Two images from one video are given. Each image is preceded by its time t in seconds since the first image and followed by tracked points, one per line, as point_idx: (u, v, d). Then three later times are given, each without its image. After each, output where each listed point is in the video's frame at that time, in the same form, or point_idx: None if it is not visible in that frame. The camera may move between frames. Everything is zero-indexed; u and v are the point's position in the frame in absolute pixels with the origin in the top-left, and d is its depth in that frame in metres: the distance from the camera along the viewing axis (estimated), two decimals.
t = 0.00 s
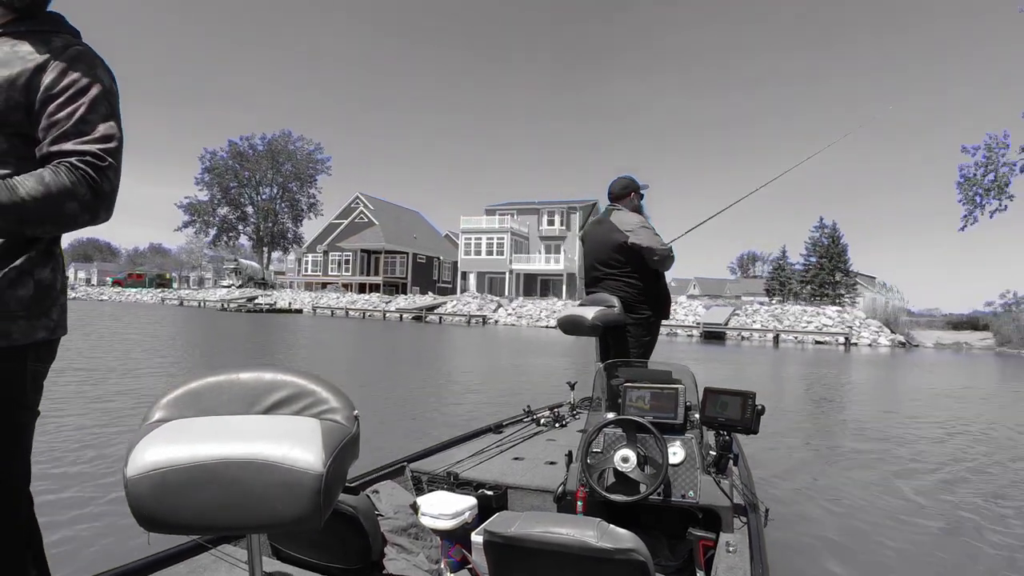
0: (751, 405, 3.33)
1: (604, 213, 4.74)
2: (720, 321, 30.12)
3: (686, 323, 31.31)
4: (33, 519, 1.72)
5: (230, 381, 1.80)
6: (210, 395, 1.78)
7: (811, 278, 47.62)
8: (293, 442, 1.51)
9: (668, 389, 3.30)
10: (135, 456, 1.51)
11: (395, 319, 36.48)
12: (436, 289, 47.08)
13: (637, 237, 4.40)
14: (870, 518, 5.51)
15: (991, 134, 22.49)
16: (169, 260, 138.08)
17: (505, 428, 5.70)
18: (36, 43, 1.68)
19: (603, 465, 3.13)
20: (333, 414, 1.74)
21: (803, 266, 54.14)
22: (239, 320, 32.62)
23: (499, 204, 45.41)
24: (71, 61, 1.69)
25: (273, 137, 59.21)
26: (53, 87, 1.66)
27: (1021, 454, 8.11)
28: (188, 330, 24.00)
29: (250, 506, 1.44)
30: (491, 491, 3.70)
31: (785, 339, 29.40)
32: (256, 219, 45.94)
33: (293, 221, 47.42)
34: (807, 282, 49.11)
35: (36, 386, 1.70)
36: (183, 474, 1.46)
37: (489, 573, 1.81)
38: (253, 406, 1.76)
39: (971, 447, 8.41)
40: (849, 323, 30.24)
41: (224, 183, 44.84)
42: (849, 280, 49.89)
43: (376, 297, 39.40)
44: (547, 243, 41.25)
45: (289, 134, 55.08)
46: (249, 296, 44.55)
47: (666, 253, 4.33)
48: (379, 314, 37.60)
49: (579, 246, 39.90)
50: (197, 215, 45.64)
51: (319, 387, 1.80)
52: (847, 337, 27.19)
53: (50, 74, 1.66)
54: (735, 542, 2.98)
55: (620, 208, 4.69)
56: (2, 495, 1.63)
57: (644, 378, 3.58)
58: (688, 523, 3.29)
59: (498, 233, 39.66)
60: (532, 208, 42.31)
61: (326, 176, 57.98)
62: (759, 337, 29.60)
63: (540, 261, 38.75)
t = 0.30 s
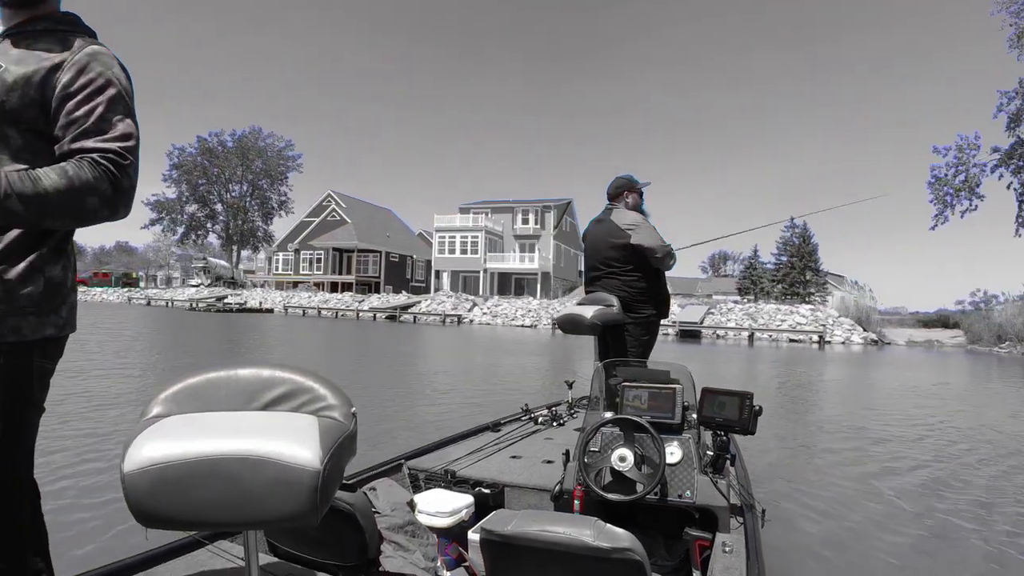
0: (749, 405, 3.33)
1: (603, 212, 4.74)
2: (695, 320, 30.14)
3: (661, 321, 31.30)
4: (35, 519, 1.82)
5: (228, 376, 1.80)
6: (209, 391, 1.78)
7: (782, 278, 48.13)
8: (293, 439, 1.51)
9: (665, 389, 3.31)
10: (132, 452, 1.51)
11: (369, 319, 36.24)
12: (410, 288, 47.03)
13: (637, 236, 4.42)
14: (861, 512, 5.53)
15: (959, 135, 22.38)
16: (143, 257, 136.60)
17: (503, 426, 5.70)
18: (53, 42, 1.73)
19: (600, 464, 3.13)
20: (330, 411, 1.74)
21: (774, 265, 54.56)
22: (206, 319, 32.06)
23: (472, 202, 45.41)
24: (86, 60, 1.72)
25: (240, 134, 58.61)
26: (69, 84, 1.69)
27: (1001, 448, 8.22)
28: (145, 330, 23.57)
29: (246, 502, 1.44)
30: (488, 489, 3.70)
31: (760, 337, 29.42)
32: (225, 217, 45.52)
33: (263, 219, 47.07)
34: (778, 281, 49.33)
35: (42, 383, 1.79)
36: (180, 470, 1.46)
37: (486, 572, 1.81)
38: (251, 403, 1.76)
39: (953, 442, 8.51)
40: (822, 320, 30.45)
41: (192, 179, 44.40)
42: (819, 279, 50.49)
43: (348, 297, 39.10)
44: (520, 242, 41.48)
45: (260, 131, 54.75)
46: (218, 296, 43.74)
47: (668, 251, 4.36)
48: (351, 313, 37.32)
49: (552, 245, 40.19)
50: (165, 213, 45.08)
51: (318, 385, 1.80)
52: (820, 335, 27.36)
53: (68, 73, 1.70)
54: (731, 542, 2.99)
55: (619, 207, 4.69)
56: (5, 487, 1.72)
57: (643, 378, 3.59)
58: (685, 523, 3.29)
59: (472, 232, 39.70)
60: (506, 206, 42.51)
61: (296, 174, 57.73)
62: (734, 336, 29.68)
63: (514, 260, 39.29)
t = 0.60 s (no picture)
0: (748, 405, 3.34)
1: (602, 213, 4.74)
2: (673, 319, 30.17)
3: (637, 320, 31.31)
4: (37, 521, 1.81)
5: (227, 380, 1.80)
6: (210, 394, 1.77)
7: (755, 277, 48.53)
8: (293, 441, 1.51)
9: (666, 390, 3.31)
10: (132, 456, 1.51)
11: (343, 319, 35.92)
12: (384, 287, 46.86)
13: (636, 237, 4.43)
14: (855, 507, 5.54)
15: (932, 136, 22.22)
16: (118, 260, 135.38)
17: (503, 428, 5.70)
18: (70, 48, 1.74)
19: (600, 465, 3.13)
20: (330, 414, 1.73)
21: (746, 263, 54.69)
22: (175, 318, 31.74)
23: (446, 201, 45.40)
24: (101, 68, 1.73)
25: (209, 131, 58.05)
26: (83, 91, 1.70)
27: (983, 442, 8.32)
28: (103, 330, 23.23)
29: (245, 504, 1.44)
30: (488, 490, 3.69)
31: (736, 336, 29.45)
32: (195, 215, 45.07)
33: (234, 217, 46.70)
34: (750, 280, 49.45)
35: (49, 389, 1.78)
36: (182, 473, 1.45)
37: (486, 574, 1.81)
38: (250, 405, 1.76)
39: (937, 437, 8.59)
40: (797, 318, 30.61)
41: (161, 177, 43.95)
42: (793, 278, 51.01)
43: (321, 297, 38.86)
44: (496, 240, 41.65)
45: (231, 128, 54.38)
46: (187, 296, 43.09)
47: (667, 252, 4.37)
48: (325, 313, 36.94)
49: (528, 243, 40.44)
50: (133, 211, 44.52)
51: (318, 387, 1.80)
52: (796, 332, 27.54)
53: (83, 79, 1.71)
54: (732, 542, 2.99)
55: (617, 208, 4.69)
56: (9, 493, 1.72)
57: (643, 379, 3.59)
58: (685, 524, 3.30)
59: (447, 230, 39.78)
60: (480, 205, 42.62)
61: (268, 172, 57.41)
62: (711, 334, 29.75)
63: (489, 259, 39.50)
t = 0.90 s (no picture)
0: (747, 403, 3.34)
1: (599, 212, 4.74)
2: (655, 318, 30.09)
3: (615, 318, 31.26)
4: (32, 521, 1.80)
5: (226, 379, 1.79)
6: (208, 393, 1.77)
7: (733, 277, 48.82)
8: (292, 440, 1.51)
9: (664, 388, 3.31)
10: (130, 457, 1.50)
11: (321, 318, 35.62)
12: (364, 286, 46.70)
13: (633, 235, 4.44)
14: (848, 503, 5.57)
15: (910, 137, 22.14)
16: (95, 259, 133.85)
17: (501, 426, 5.70)
18: (61, 48, 1.74)
19: (598, 463, 3.13)
20: (329, 413, 1.73)
21: (724, 262, 54.96)
22: (149, 318, 31.36)
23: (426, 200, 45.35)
24: (93, 67, 1.73)
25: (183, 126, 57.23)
26: (78, 90, 1.70)
27: (969, 439, 8.41)
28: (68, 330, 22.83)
29: (244, 504, 1.44)
30: (487, 489, 3.70)
31: (717, 335, 29.42)
32: (170, 212, 44.53)
33: (209, 214, 46.29)
34: (729, 279, 49.47)
35: (47, 389, 1.78)
36: (182, 473, 1.45)
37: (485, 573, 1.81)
38: (249, 405, 1.75)
39: (924, 434, 8.67)
40: (778, 317, 30.73)
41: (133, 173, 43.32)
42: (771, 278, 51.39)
43: (300, 296, 38.61)
44: (476, 239, 41.77)
45: (207, 123, 53.88)
46: (162, 294, 42.50)
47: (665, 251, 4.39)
48: (304, 313, 36.58)
49: (507, 242, 40.64)
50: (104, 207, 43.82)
51: (316, 386, 1.80)
52: (777, 331, 27.63)
53: (76, 78, 1.70)
54: (731, 540, 2.99)
55: (614, 207, 4.70)
56: (8, 494, 1.71)
57: (641, 377, 3.59)
58: (684, 521, 3.31)
59: (427, 229, 39.78)
60: (461, 203, 42.68)
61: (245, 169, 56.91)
62: (692, 333, 29.72)
63: (470, 258, 39.68)
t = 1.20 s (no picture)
0: (743, 403, 3.36)
1: (597, 210, 4.73)
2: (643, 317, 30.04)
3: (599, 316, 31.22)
4: (25, 518, 1.79)
5: (223, 376, 1.79)
6: (204, 390, 1.77)
7: (716, 277, 48.99)
8: (288, 437, 1.51)
9: (661, 387, 3.31)
10: (126, 453, 1.50)
11: (305, 318, 35.43)
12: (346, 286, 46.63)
13: (631, 235, 4.44)
14: (841, 503, 5.58)
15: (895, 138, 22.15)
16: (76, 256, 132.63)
17: (498, 424, 5.70)
18: (47, 43, 1.72)
19: (595, 462, 3.13)
20: (326, 410, 1.73)
21: (707, 262, 55.17)
22: (128, 318, 30.98)
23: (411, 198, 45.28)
24: (80, 60, 1.72)
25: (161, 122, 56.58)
26: (62, 84, 1.69)
27: (956, 437, 8.49)
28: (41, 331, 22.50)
29: (240, 502, 1.43)
30: (483, 487, 3.70)
31: (704, 335, 29.42)
32: (150, 210, 44.09)
33: (190, 214, 45.88)
34: (713, 278, 49.47)
35: (39, 383, 1.77)
36: (178, 469, 1.45)
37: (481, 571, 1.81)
38: (245, 402, 1.75)
39: (912, 433, 8.72)
40: (764, 316, 30.83)
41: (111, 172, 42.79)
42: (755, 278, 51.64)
43: (282, 296, 38.40)
44: (461, 238, 41.88)
45: (188, 120, 53.40)
46: (141, 294, 41.95)
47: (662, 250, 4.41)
48: (286, 313, 36.34)
49: (492, 241, 40.83)
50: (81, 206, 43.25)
51: (313, 383, 1.79)
52: (763, 331, 27.71)
53: (61, 71, 1.70)
54: (725, 539, 3.00)
55: (613, 206, 4.69)
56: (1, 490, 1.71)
57: (637, 376, 3.59)
58: (680, 520, 3.32)
59: (411, 228, 39.72)
60: (444, 202, 42.78)
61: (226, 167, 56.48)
62: (679, 333, 29.69)
63: (454, 257, 39.70)
